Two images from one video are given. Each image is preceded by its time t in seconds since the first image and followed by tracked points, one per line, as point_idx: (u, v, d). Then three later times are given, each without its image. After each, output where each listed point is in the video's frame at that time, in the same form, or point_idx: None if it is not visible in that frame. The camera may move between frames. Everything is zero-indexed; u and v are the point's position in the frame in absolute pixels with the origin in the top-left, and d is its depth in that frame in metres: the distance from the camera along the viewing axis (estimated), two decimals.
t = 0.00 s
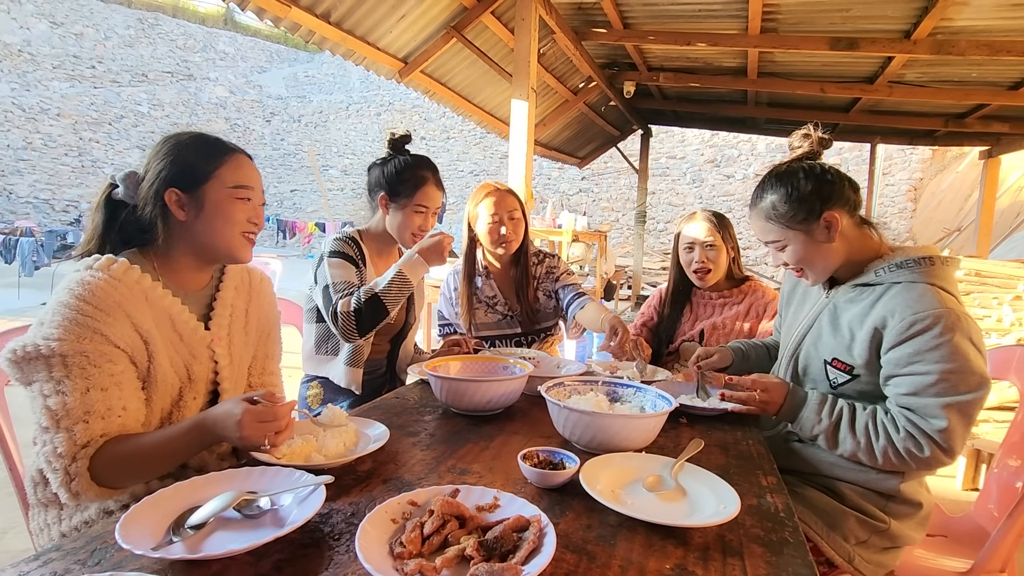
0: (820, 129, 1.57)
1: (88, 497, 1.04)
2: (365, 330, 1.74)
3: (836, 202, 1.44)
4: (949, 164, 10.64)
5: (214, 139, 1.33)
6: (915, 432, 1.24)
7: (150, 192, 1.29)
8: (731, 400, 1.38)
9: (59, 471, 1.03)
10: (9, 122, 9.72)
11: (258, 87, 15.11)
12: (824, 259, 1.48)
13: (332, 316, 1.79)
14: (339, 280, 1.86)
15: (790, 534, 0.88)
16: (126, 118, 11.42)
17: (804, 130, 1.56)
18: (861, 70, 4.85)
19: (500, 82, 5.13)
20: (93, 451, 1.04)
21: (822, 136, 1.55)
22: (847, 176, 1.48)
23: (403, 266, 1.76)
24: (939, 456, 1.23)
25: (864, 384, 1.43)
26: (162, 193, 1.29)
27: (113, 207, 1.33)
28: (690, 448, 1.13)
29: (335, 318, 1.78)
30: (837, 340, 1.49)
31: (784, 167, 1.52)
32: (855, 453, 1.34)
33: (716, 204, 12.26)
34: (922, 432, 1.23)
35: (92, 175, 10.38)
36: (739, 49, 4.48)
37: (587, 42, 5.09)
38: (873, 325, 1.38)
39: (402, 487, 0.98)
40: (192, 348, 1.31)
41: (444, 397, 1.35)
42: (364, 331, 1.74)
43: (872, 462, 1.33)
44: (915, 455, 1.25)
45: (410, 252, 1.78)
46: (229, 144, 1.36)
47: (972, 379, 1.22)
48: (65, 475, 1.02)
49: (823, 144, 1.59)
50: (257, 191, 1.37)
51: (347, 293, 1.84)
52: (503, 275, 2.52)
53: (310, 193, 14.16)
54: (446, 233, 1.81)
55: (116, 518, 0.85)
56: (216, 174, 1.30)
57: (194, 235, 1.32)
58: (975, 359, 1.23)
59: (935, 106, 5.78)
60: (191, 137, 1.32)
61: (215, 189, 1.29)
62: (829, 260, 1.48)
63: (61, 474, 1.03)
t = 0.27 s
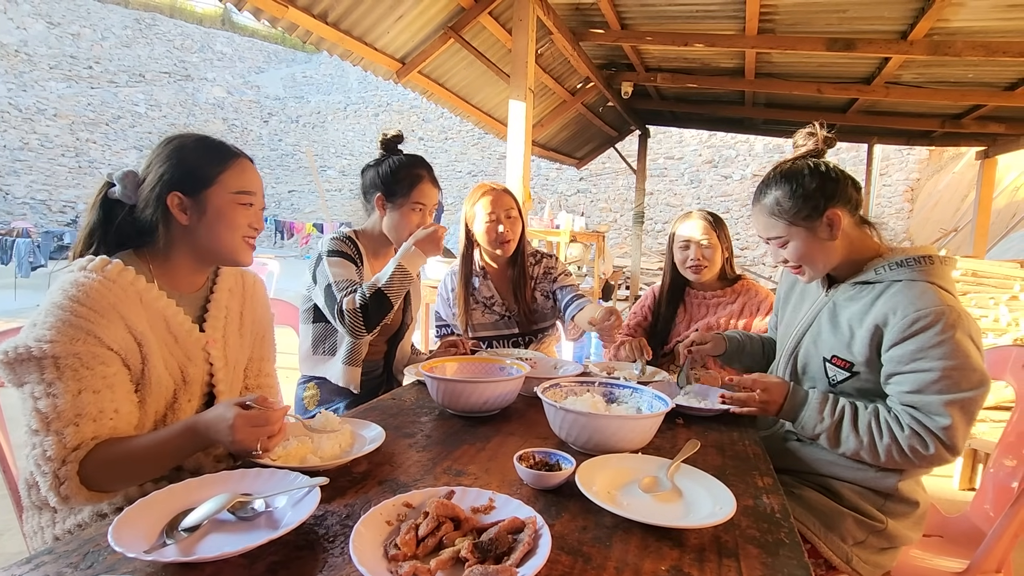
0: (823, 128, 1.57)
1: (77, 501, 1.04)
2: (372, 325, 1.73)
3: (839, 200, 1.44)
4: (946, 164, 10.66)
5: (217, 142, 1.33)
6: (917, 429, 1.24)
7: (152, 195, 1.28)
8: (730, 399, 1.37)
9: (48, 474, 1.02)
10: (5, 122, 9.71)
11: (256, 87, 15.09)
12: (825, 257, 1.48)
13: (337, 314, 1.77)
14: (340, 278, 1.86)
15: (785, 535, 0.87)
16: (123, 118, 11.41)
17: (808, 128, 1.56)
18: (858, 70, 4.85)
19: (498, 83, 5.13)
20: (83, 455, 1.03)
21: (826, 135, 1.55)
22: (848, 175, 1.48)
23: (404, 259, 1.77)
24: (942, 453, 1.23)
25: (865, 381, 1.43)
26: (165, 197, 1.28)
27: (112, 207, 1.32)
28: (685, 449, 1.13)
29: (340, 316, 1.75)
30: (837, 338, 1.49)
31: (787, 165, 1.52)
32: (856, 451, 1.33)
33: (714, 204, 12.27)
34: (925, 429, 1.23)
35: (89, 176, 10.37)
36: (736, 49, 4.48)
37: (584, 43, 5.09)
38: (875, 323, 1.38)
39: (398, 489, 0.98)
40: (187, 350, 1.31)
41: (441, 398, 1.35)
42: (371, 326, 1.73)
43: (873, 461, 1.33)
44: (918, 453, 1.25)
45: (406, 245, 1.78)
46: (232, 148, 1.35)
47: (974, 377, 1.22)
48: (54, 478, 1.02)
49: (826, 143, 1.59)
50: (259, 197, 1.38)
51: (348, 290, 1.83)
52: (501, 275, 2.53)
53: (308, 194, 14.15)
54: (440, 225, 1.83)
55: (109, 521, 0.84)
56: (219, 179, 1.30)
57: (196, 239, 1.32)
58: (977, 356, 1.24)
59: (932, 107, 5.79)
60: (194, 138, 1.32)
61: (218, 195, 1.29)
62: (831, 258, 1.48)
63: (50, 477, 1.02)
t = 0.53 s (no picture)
0: (824, 126, 1.57)
1: (74, 503, 1.04)
2: (377, 319, 1.73)
3: (841, 197, 1.44)
4: (946, 164, 10.66)
5: (222, 144, 1.33)
6: (923, 425, 1.24)
7: (156, 198, 1.28)
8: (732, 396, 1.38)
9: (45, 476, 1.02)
10: (5, 122, 9.71)
11: (256, 87, 15.09)
12: (828, 255, 1.48)
13: (344, 311, 1.77)
14: (343, 276, 1.85)
15: (787, 535, 0.87)
16: (124, 118, 11.42)
17: (810, 127, 1.55)
18: (858, 70, 4.85)
19: (498, 83, 5.13)
20: (78, 456, 1.03)
21: (828, 133, 1.54)
22: (849, 174, 1.49)
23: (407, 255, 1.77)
24: (948, 449, 1.24)
25: (870, 379, 1.43)
26: (170, 200, 1.28)
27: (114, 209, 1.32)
28: (687, 449, 1.12)
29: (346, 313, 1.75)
30: (840, 336, 1.49)
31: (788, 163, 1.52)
32: (861, 449, 1.33)
33: (714, 205, 12.27)
34: (931, 424, 1.24)
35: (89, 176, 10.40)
36: (737, 49, 4.48)
37: (585, 43, 5.09)
38: (879, 319, 1.38)
39: (399, 489, 0.98)
40: (188, 352, 1.31)
41: (442, 398, 1.35)
42: (376, 321, 1.73)
43: (878, 458, 1.33)
44: (924, 449, 1.25)
45: (408, 240, 1.78)
46: (237, 150, 1.35)
47: (979, 371, 1.23)
48: (50, 480, 1.02)
49: (827, 142, 1.59)
50: (263, 199, 1.38)
51: (353, 287, 1.82)
52: (501, 275, 2.53)
53: (308, 194, 14.18)
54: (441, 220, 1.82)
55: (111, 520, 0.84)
56: (225, 181, 1.30)
57: (200, 241, 1.32)
58: (980, 351, 1.24)
59: (932, 107, 5.79)
60: (198, 140, 1.32)
61: (224, 197, 1.29)
62: (833, 256, 1.48)
63: (46, 479, 1.02)
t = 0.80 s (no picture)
0: (814, 128, 1.57)
1: (78, 505, 1.04)
2: (376, 320, 1.74)
3: (830, 200, 1.45)
4: (946, 164, 10.66)
5: (236, 149, 1.33)
6: (917, 430, 1.24)
7: (169, 203, 1.28)
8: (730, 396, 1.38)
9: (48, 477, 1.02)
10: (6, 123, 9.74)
11: (256, 88, 15.11)
12: (819, 258, 1.48)
13: (342, 310, 1.77)
14: (342, 276, 1.86)
15: (788, 535, 0.87)
16: (124, 119, 11.45)
17: (798, 129, 1.55)
18: (859, 70, 4.84)
19: (498, 83, 5.13)
20: (83, 458, 1.03)
21: (817, 135, 1.55)
22: (840, 176, 1.49)
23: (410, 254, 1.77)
24: (943, 453, 1.23)
25: (863, 383, 1.43)
26: (183, 205, 1.28)
27: (123, 211, 1.32)
28: (687, 449, 1.13)
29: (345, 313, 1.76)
30: (833, 340, 1.49)
31: (778, 165, 1.52)
32: (857, 452, 1.33)
33: (714, 205, 12.27)
34: (924, 429, 1.23)
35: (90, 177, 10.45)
36: (736, 49, 4.48)
37: (585, 43, 5.10)
38: (871, 324, 1.38)
39: (400, 489, 0.98)
40: (195, 356, 1.31)
41: (442, 398, 1.35)
42: (375, 321, 1.74)
43: (873, 461, 1.33)
44: (919, 453, 1.25)
45: (409, 241, 1.78)
46: (250, 155, 1.35)
47: (973, 375, 1.22)
48: (54, 482, 1.02)
49: (817, 143, 1.59)
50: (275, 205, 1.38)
51: (352, 287, 1.83)
52: (502, 274, 2.53)
53: (309, 195, 14.19)
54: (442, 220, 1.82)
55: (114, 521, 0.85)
56: (238, 187, 1.30)
57: (212, 246, 1.33)
58: (974, 355, 1.24)
59: (932, 107, 5.79)
60: (212, 145, 1.31)
61: (237, 205, 1.30)
62: (823, 259, 1.48)
63: (50, 481, 1.02)
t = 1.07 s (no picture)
0: (809, 126, 1.56)
1: (75, 505, 1.03)
2: (371, 321, 1.72)
3: (824, 200, 1.44)
4: (947, 162, 10.65)
5: (233, 148, 1.31)
6: (912, 433, 1.23)
7: (160, 203, 1.27)
8: (726, 396, 1.37)
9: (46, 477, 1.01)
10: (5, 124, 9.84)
11: (255, 88, 15.10)
12: (812, 259, 1.47)
13: (337, 312, 1.77)
14: (338, 276, 1.85)
15: (789, 535, 0.87)
16: (123, 119, 11.48)
17: (793, 127, 1.55)
18: (859, 67, 4.83)
19: (497, 82, 5.13)
20: (81, 457, 1.03)
21: (812, 133, 1.54)
22: (835, 174, 1.48)
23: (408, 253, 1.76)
24: (939, 456, 1.22)
25: (858, 384, 1.42)
26: (172, 205, 1.27)
27: (121, 210, 1.31)
28: (687, 448, 1.12)
29: (340, 314, 1.75)
30: (828, 341, 1.49)
31: (772, 163, 1.51)
32: (853, 453, 1.33)
33: (714, 203, 12.25)
34: (920, 432, 1.22)
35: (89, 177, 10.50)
36: (736, 47, 4.47)
37: (584, 42, 5.09)
38: (865, 326, 1.37)
39: (398, 489, 0.97)
40: (193, 356, 1.30)
41: (441, 398, 1.34)
42: (370, 322, 1.72)
43: (869, 462, 1.32)
44: (915, 455, 1.24)
45: (407, 241, 1.77)
46: (243, 154, 1.32)
47: (968, 378, 1.21)
48: (51, 481, 1.01)
49: (812, 141, 1.58)
50: (270, 206, 1.35)
51: (347, 287, 1.83)
52: (502, 273, 2.52)
53: (308, 195, 14.18)
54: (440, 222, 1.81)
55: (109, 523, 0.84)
56: (230, 187, 1.27)
57: (202, 247, 1.31)
58: (970, 356, 1.23)
59: (932, 104, 5.78)
60: (208, 144, 1.29)
61: (227, 204, 1.27)
62: (817, 259, 1.47)
63: (47, 480, 1.01)
